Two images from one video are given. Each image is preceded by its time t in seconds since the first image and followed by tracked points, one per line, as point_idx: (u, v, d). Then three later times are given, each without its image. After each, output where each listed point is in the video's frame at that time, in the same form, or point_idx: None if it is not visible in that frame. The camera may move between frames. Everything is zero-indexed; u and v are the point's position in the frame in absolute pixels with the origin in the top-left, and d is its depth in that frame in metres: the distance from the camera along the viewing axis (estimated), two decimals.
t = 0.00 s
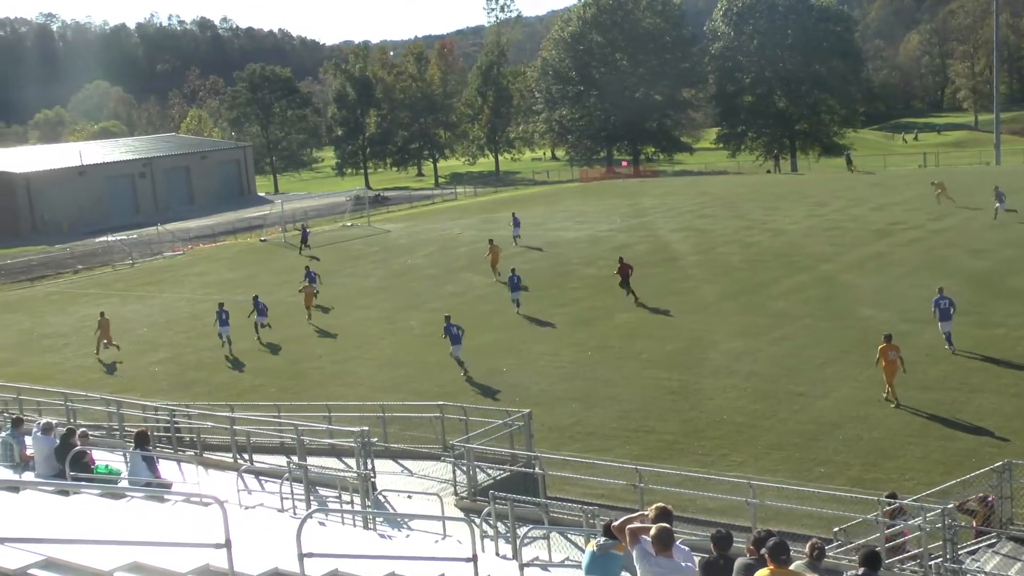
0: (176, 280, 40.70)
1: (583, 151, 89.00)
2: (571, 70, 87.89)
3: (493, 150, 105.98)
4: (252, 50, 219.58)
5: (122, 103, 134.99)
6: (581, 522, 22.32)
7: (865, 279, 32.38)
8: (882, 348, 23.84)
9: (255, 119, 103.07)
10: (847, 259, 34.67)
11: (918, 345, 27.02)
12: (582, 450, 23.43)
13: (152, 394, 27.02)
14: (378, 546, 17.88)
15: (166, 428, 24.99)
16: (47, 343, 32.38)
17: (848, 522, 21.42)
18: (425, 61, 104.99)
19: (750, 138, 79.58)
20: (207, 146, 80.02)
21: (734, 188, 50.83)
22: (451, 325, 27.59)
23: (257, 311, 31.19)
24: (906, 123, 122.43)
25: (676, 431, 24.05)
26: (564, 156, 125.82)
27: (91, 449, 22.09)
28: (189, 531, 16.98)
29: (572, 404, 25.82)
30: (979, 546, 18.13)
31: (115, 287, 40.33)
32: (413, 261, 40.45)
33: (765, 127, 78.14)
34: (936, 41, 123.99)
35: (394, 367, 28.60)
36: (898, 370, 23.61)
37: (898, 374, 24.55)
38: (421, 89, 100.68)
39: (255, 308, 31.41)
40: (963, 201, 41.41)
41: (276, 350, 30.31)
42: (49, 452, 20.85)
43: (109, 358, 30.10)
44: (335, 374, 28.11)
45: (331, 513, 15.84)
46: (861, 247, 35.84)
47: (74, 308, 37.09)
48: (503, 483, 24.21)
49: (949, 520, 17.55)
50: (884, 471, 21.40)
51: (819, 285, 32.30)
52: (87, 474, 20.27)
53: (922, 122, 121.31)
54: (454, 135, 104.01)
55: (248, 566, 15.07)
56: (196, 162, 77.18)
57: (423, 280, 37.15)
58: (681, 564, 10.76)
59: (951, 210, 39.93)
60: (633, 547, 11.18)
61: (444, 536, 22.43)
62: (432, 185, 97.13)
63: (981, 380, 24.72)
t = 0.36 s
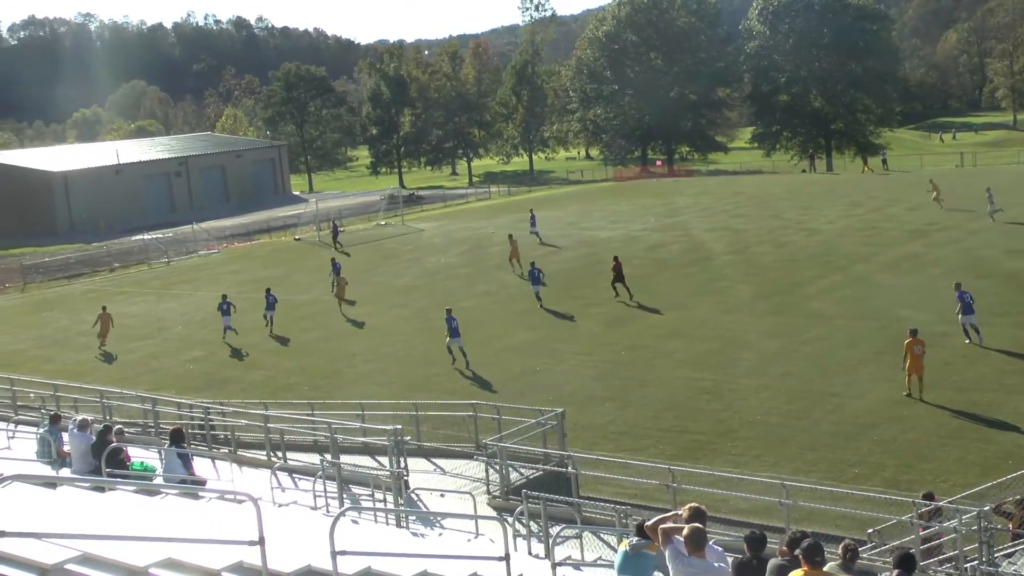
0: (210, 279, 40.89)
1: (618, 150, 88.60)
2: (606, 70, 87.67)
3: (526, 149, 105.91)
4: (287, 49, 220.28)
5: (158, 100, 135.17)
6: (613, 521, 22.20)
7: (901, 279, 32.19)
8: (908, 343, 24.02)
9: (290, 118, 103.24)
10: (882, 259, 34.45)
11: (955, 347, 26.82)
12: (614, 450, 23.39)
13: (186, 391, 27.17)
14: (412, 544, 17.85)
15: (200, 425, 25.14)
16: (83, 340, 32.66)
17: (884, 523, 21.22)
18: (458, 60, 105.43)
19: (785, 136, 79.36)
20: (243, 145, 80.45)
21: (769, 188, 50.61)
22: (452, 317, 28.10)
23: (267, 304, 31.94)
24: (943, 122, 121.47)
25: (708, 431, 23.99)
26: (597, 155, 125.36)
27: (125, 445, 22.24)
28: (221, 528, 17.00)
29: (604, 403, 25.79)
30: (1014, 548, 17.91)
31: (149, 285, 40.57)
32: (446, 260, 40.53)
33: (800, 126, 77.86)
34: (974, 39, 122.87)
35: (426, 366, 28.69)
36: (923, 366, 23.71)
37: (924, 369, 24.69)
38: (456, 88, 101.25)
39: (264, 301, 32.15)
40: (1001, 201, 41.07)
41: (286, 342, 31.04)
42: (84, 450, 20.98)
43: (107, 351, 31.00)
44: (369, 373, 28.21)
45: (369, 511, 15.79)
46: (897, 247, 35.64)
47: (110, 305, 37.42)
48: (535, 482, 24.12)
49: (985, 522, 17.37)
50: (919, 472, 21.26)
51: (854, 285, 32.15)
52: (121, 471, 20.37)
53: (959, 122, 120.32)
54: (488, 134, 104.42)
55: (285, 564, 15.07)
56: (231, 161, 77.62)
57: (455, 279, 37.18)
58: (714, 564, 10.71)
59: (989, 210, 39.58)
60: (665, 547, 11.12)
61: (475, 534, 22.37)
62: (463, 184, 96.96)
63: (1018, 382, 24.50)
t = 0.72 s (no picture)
0: (223, 277, 41.03)
1: (632, 150, 89.21)
2: (621, 68, 86.89)
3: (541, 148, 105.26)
4: (302, 47, 220.57)
5: (174, 100, 136.64)
6: (627, 521, 22.14)
7: (916, 279, 32.05)
8: (913, 338, 24.31)
9: (305, 117, 104.34)
10: (898, 258, 34.38)
11: (971, 347, 26.68)
12: (628, 449, 23.34)
13: (202, 389, 27.28)
14: (427, 543, 17.83)
15: (215, 423, 25.21)
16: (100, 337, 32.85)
17: (900, 524, 21.09)
18: (474, 60, 105.45)
19: (800, 136, 79.03)
20: (259, 144, 80.73)
21: (784, 186, 50.52)
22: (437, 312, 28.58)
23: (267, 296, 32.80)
24: (960, 121, 121.00)
25: (723, 431, 23.93)
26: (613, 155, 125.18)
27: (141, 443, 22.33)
28: (236, 527, 17.01)
29: (618, 403, 25.74)
30: None
31: (164, 283, 40.74)
32: (460, 259, 40.56)
33: (817, 125, 77.61)
34: (992, 37, 122.27)
35: (440, 364, 28.72)
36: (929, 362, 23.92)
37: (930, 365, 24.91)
38: (471, 87, 100.59)
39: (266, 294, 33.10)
40: (1019, 200, 40.87)
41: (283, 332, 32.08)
42: (102, 447, 21.06)
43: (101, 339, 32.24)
44: (383, 371, 28.27)
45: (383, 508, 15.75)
46: (913, 247, 35.49)
47: (125, 303, 37.55)
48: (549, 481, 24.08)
49: (1003, 523, 17.25)
50: (935, 473, 21.14)
51: (869, 285, 32.02)
52: (138, 469, 20.43)
53: (977, 121, 119.77)
54: (502, 133, 104.12)
55: (298, 561, 15.11)
56: (247, 160, 77.88)
57: (469, 278, 37.24)
58: (727, 565, 10.66)
59: (1006, 210, 39.40)
60: (678, 547, 11.06)
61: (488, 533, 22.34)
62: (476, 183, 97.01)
63: None
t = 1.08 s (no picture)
0: (228, 277, 41.03)
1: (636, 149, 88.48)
2: (624, 68, 86.65)
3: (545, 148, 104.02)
4: (306, 48, 220.57)
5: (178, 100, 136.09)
6: (630, 521, 22.13)
7: (920, 279, 32.05)
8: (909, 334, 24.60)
9: (309, 117, 104.22)
10: (903, 259, 34.35)
11: (975, 347, 26.69)
12: (631, 449, 23.34)
13: (206, 389, 27.26)
14: (433, 543, 17.78)
15: (219, 422, 25.19)
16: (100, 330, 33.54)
17: (904, 524, 21.07)
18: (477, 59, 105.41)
19: (804, 136, 79.34)
20: (262, 143, 80.78)
21: (789, 186, 50.48)
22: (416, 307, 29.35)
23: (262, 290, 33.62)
24: (964, 121, 120.95)
25: (727, 431, 23.94)
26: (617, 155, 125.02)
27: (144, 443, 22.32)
28: (239, 527, 16.95)
29: (622, 403, 25.73)
30: None
31: (169, 283, 40.74)
32: (464, 259, 40.56)
33: (820, 125, 77.79)
34: (997, 37, 122.18)
35: (443, 364, 28.74)
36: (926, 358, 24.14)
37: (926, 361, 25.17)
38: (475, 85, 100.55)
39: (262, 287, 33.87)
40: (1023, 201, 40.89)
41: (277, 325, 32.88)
42: (106, 446, 21.04)
43: (95, 330, 33.71)
44: (388, 371, 28.26)
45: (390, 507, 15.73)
46: (917, 247, 35.50)
47: (129, 303, 37.52)
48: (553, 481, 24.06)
49: (1006, 524, 17.21)
50: (939, 473, 21.13)
51: (873, 284, 32.02)
52: (141, 468, 20.41)
53: (982, 121, 119.74)
54: (507, 133, 103.93)
55: (304, 561, 15.11)
56: (251, 159, 77.93)
57: (474, 278, 37.23)
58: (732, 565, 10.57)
59: (1010, 210, 39.40)
60: (683, 548, 10.97)
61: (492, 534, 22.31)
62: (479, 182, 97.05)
63: None
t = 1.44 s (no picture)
0: (224, 277, 41.06)
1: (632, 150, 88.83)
2: (620, 68, 86.55)
3: (541, 148, 104.62)
4: (302, 48, 220.62)
5: (174, 100, 137.05)
6: (625, 522, 22.05)
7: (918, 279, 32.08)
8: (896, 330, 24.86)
9: (306, 117, 105.71)
10: (900, 259, 34.33)
11: (972, 347, 26.68)
12: (627, 449, 23.32)
13: (202, 388, 27.27)
14: (426, 543, 17.74)
15: (215, 423, 25.19)
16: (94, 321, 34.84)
17: (900, 524, 21.00)
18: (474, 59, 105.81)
19: (799, 137, 79.27)
20: (256, 143, 80.87)
21: (785, 186, 50.54)
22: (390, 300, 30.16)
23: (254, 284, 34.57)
24: (961, 121, 121.13)
25: (723, 431, 23.93)
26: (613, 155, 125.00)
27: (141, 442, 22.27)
28: (233, 527, 16.91)
29: (618, 403, 25.73)
30: None
31: (165, 283, 40.78)
32: (460, 259, 40.60)
33: (815, 126, 77.77)
34: (993, 38, 122.50)
35: (438, 364, 28.75)
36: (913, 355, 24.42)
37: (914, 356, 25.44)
38: (472, 88, 99.34)
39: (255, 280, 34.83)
40: (1019, 201, 40.96)
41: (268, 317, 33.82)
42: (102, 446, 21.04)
43: (91, 322, 34.97)
44: (381, 371, 28.29)
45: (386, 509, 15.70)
46: (914, 247, 35.50)
47: (124, 304, 37.49)
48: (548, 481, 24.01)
49: (1004, 526, 17.13)
50: (934, 474, 21.12)
51: (871, 285, 32.00)
52: (137, 467, 20.40)
53: (978, 121, 120.25)
54: (504, 134, 103.73)
55: (297, 562, 15.12)
56: (245, 159, 78.01)
57: (470, 278, 37.27)
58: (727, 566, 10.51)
59: (1007, 210, 39.44)
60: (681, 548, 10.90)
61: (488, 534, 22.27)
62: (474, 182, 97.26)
63: None
